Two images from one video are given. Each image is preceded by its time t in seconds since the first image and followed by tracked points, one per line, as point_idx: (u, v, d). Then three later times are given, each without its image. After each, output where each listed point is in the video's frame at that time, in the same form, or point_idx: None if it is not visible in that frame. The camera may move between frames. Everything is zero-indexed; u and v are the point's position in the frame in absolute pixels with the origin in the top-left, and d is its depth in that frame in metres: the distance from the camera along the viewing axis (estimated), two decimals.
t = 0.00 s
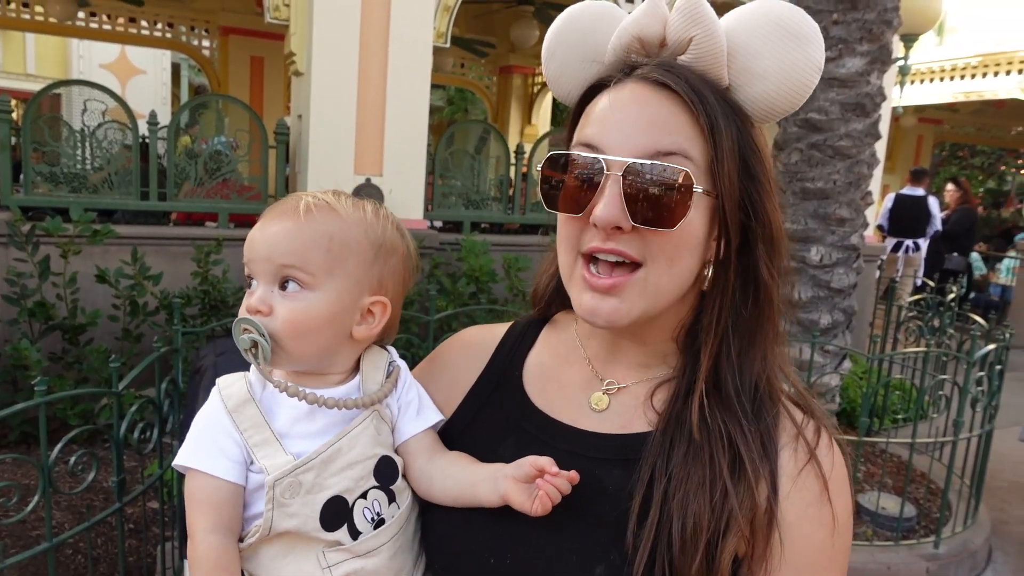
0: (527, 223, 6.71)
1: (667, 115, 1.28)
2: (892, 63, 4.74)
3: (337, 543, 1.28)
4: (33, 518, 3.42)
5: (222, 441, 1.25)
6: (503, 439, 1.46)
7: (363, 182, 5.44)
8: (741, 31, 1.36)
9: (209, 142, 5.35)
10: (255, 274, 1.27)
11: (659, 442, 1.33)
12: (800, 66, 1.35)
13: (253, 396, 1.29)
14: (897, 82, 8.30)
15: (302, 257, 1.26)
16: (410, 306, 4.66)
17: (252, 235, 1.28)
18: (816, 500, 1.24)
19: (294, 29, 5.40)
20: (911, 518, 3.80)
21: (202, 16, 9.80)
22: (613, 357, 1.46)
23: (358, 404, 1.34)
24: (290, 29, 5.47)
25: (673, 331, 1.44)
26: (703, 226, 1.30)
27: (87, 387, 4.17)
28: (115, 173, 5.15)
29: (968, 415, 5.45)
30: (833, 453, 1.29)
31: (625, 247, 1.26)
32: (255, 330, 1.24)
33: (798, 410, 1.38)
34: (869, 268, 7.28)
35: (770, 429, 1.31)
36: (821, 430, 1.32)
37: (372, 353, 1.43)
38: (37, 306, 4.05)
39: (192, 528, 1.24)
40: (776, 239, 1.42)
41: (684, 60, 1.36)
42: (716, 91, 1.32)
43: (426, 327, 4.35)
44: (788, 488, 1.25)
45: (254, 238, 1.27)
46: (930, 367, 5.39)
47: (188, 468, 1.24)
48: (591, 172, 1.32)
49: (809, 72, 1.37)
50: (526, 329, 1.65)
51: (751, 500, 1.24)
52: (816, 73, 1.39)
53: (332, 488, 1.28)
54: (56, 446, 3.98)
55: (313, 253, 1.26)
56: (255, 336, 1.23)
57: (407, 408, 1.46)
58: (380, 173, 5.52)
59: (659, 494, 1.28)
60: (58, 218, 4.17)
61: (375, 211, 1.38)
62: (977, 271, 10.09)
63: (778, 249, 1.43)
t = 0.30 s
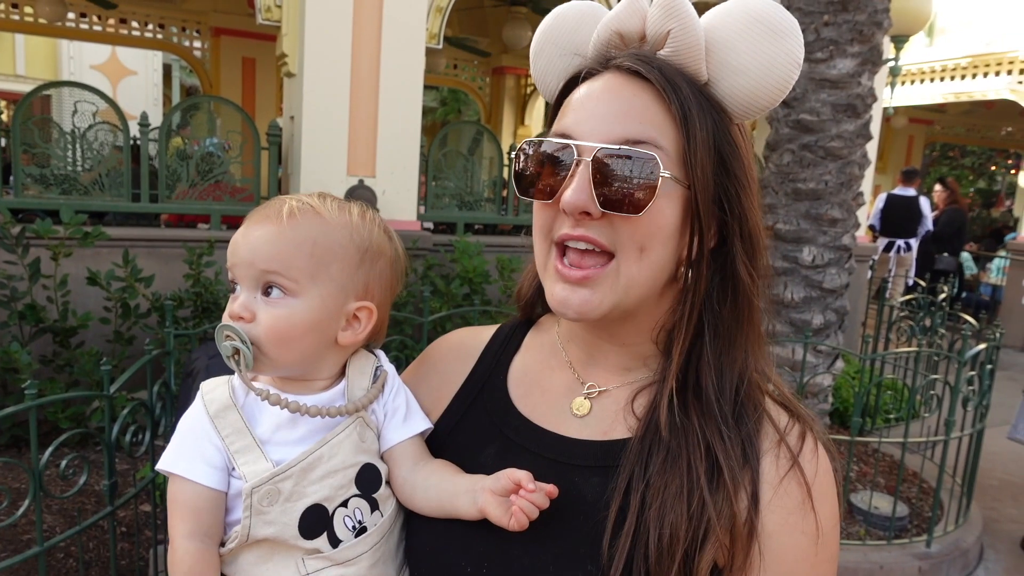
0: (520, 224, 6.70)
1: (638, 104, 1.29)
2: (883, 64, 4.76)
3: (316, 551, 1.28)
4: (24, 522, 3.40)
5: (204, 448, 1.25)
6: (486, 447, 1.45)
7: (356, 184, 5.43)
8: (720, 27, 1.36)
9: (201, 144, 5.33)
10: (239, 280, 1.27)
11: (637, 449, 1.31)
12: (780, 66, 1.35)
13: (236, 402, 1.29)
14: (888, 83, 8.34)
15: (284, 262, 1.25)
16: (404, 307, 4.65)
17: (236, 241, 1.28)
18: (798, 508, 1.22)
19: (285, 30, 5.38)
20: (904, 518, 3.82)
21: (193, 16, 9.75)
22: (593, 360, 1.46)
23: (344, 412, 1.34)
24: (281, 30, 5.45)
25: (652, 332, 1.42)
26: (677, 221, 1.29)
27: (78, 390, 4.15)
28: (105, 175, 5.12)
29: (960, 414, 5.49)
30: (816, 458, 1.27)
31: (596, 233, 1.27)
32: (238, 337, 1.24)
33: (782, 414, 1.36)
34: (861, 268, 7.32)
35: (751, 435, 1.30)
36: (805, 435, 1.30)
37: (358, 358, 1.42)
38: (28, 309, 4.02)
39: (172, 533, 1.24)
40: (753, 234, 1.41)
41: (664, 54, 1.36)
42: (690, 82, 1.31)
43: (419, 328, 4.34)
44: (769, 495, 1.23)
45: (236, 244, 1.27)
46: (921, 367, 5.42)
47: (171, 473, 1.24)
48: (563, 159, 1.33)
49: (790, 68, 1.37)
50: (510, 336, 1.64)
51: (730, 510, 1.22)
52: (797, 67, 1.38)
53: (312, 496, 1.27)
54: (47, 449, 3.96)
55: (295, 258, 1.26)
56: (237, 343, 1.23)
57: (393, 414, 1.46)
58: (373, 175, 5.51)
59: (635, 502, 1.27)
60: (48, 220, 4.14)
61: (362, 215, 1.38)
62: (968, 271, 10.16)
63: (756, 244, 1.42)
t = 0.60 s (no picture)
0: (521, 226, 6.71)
1: (641, 101, 1.30)
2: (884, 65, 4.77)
3: (315, 554, 1.28)
4: (27, 523, 3.40)
5: (206, 450, 1.25)
6: (486, 452, 1.45)
7: (358, 186, 5.44)
8: (728, 28, 1.36)
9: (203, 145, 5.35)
10: (243, 285, 1.28)
11: (634, 455, 1.31)
12: (786, 69, 1.36)
13: (238, 405, 1.29)
14: (890, 84, 8.35)
15: (289, 267, 1.26)
16: (405, 309, 4.65)
17: (241, 245, 1.28)
18: (793, 521, 1.21)
19: (287, 32, 5.39)
20: (906, 520, 3.82)
21: (195, 19, 9.78)
22: (593, 364, 1.46)
23: (346, 418, 1.33)
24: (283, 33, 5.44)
25: (652, 335, 1.42)
26: (677, 217, 1.29)
27: (81, 392, 4.16)
28: (108, 177, 5.14)
29: (963, 415, 5.49)
30: (815, 469, 1.26)
31: (592, 228, 1.27)
32: (242, 343, 1.24)
33: (782, 422, 1.35)
34: (862, 270, 7.32)
35: (747, 443, 1.29)
36: (804, 445, 1.29)
37: (361, 362, 1.42)
38: (31, 311, 4.03)
39: (175, 533, 1.25)
40: (756, 236, 1.41)
41: (671, 54, 1.36)
42: (693, 81, 1.32)
43: (421, 329, 4.35)
44: (764, 504, 1.23)
45: (241, 249, 1.28)
46: (923, 368, 5.42)
47: (173, 474, 1.24)
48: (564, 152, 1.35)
49: (797, 71, 1.37)
50: (510, 339, 1.64)
51: (724, 520, 1.22)
52: (804, 71, 1.38)
53: (311, 500, 1.28)
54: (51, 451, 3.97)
55: (301, 263, 1.26)
56: (241, 350, 1.23)
57: (396, 418, 1.45)
58: (374, 177, 5.52)
59: (630, 509, 1.27)
60: (51, 222, 4.15)
61: (367, 217, 1.38)
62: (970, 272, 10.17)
63: (759, 247, 1.42)
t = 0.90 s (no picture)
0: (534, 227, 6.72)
1: (657, 104, 1.30)
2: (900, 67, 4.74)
3: (334, 551, 1.30)
4: (44, 519, 3.45)
5: (226, 450, 1.26)
6: (506, 453, 1.46)
7: (371, 186, 5.47)
8: (737, 28, 1.36)
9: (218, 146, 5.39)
10: (266, 282, 1.29)
11: (659, 453, 1.31)
12: (797, 69, 1.36)
13: (257, 405, 1.30)
14: (906, 87, 8.30)
15: (311, 265, 1.27)
16: (418, 309, 4.67)
17: (262, 243, 1.30)
18: (816, 522, 1.22)
19: (301, 34, 5.41)
20: (920, 525, 3.79)
21: (210, 21, 9.86)
22: (614, 366, 1.45)
23: (364, 417, 1.35)
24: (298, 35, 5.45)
25: (675, 335, 1.42)
26: (697, 218, 1.29)
27: (97, 389, 4.21)
28: (124, 177, 5.19)
29: (978, 421, 5.43)
30: (838, 471, 1.26)
31: (616, 236, 1.26)
32: (265, 339, 1.25)
33: (805, 423, 1.35)
34: (877, 273, 7.28)
35: (771, 443, 1.29)
36: (828, 449, 1.29)
37: (376, 362, 1.43)
38: (48, 309, 4.09)
39: (193, 534, 1.26)
40: (777, 236, 1.42)
41: (682, 56, 1.36)
42: (708, 83, 1.32)
43: (434, 330, 4.36)
44: (787, 505, 1.23)
45: (263, 248, 1.29)
46: (938, 373, 5.37)
47: (191, 474, 1.25)
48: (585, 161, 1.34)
49: (808, 67, 1.37)
50: (530, 341, 1.64)
51: (748, 520, 1.22)
52: (816, 67, 1.38)
53: (331, 498, 1.29)
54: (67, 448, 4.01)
55: (322, 262, 1.28)
56: (264, 346, 1.24)
57: (410, 417, 1.46)
58: (388, 177, 5.54)
59: (655, 507, 1.27)
60: (69, 221, 4.20)
61: (383, 221, 1.39)
62: (986, 276, 10.09)
63: (780, 246, 1.42)
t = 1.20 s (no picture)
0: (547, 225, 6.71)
1: (678, 102, 1.29)
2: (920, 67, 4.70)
3: (354, 558, 1.30)
4: (60, 511, 3.48)
5: (243, 456, 1.26)
6: (527, 454, 1.45)
7: (385, 183, 5.48)
8: (762, 25, 1.35)
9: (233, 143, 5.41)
10: (288, 282, 1.27)
11: (683, 460, 1.30)
12: (824, 66, 1.34)
13: (274, 411, 1.29)
14: (924, 86, 8.22)
15: (335, 265, 1.26)
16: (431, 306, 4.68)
17: (282, 241, 1.29)
18: (843, 531, 1.21)
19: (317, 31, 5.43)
20: (935, 529, 3.76)
21: (226, 18, 9.91)
22: (636, 370, 1.44)
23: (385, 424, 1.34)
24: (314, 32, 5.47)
25: (697, 338, 1.40)
26: (718, 219, 1.28)
27: (112, 383, 4.25)
28: (140, 172, 5.22)
29: (995, 424, 5.38)
30: (864, 478, 1.26)
31: (631, 234, 1.26)
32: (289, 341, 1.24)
33: (830, 428, 1.34)
34: (893, 275, 7.22)
35: (796, 449, 1.29)
36: (854, 455, 1.28)
37: (395, 364, 1.43)
38: (65, 303, 4.12)
39: (213, 539, 1.26)
40: (800, 237, 1.40)
41: (705, 54, 1.35)
42: (729, 81, 1.31)
43: (447, 328, 4.36)
44: (814, 513, 1.22)
45: (285, 245, 1.28)
46: (955, 376, 5.31)
47: (209, 479, 1.26)
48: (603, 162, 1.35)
49: (836, 65, 1.36)
50: (549, 339, 1.64)
51: (775, 528, 1.22)
52: (844, 64, 1.37)
53: (351, 507, 1.29)
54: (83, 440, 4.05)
55: (345, 261, 1.27)
56: (287, 347, 1.23)
57: (430, 421, 1.46)
58: (402, 175, 5.55)
59: (680, 514, 1.27)
60: (86, 216, 4.23)
61: (405, 218, 1.38)
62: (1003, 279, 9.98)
63: (804, 247, 1.41)
